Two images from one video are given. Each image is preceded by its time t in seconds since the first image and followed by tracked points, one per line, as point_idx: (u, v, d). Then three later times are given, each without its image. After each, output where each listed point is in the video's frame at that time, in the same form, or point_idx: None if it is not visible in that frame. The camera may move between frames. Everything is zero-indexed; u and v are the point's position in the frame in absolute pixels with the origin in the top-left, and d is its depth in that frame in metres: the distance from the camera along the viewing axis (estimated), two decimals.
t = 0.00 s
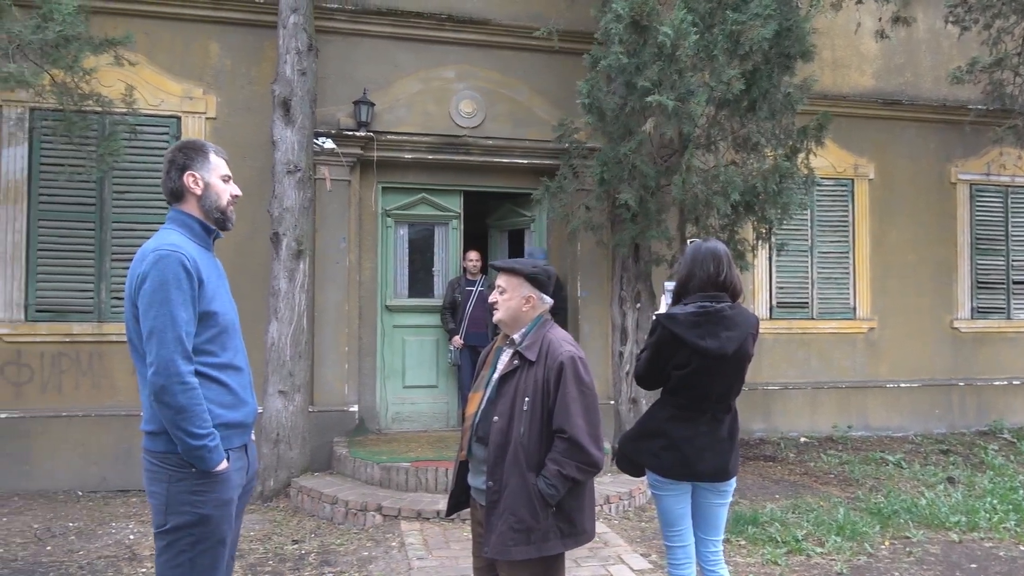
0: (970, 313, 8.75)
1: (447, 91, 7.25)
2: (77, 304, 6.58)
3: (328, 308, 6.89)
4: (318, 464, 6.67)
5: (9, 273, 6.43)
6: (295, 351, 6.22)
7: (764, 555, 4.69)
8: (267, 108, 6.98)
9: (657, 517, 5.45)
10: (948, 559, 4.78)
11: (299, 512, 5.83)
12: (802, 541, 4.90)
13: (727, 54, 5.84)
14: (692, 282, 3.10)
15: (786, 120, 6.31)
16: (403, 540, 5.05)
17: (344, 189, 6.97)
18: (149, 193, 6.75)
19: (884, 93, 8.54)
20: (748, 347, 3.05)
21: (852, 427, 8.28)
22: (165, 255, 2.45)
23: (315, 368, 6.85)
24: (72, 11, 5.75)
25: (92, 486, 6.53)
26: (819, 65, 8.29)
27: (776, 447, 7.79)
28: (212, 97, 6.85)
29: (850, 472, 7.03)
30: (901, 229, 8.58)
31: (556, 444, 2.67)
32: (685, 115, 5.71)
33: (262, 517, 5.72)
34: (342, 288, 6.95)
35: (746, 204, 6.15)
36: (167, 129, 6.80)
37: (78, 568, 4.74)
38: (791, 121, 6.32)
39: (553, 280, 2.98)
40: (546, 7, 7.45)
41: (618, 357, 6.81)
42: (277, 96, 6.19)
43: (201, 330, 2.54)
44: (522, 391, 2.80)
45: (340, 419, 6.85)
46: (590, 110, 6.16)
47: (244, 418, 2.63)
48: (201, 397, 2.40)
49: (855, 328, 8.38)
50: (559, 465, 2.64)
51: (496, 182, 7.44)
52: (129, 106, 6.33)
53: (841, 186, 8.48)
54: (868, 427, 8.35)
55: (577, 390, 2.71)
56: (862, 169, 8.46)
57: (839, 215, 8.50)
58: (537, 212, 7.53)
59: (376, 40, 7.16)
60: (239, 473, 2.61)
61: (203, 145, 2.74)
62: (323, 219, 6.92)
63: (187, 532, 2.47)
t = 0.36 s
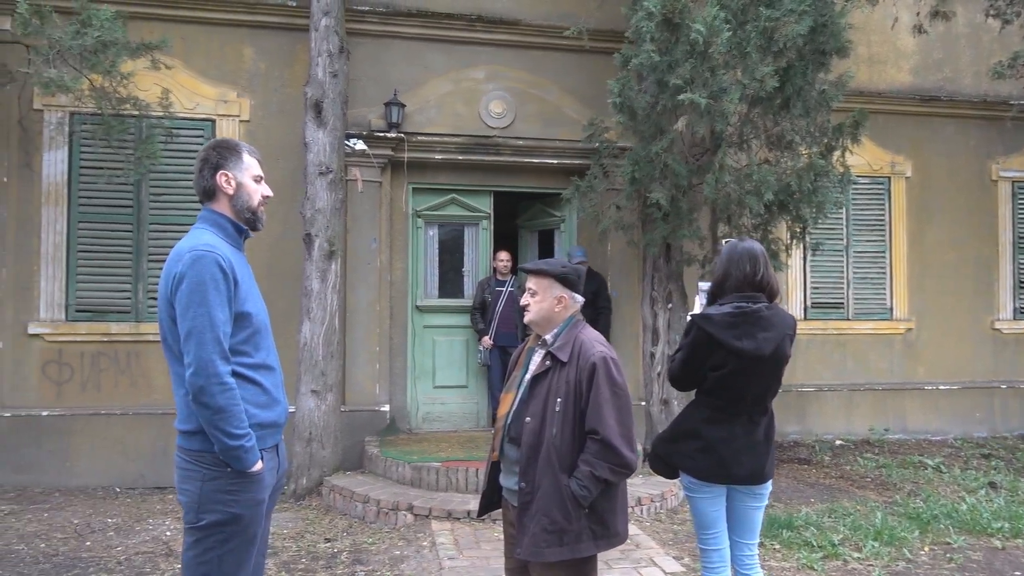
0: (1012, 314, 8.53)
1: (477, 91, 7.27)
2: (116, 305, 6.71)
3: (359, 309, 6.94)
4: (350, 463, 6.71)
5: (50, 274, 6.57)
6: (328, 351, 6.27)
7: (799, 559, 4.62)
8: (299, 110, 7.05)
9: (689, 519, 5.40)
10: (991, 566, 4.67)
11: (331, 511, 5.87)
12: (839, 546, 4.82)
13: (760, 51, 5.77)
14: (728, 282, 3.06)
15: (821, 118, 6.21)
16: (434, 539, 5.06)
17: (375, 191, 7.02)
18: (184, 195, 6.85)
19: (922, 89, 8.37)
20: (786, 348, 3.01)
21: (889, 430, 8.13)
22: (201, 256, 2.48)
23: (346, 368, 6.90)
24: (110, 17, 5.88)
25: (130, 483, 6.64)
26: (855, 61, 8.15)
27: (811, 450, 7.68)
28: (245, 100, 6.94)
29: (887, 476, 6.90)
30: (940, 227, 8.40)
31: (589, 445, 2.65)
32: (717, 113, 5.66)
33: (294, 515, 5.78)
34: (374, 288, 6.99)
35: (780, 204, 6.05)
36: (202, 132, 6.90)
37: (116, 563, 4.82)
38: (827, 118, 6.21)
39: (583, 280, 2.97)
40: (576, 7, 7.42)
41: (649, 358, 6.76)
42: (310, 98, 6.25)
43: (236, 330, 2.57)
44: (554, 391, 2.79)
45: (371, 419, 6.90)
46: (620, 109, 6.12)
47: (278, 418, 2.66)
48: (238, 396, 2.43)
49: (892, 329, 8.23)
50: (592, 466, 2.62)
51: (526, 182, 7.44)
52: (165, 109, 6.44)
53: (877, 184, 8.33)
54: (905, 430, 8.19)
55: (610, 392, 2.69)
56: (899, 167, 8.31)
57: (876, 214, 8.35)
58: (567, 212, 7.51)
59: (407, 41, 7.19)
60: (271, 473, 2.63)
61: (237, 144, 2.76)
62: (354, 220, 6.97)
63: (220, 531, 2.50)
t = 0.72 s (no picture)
0: None
1: (505, 92, 7.27)
2: (151, 306, 6.83)
3: (389, 310, 6.98)
4: (380, 463, 6.75)
5: (88, 276, 6.70)
6: (358, 352, 6.31)
7: (834, 563, 4.55)
8: (329, 113, 7.11)
9: (720, 522, 5.35)
10: None
11: (361, 511, 5.91)
12: (875, 550, 4.73)
13: (792, 47, 5.70)
14: (762, 282, 3.02)
15: (854, 115, 6.11)
16: (464, 540, 5.07)
17: (404, 192, 7.05)
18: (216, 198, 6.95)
19: (958, 84, 8.20)
20: (822, 349, 2.96)
21: (926, 432, 7.97)
22: (229, 258, 2.51)
23: (376, 369, 6.95)
24: (145, 23, 6.03)
25: (166, 481, 6.75)
26: (889, 57, 8.01)
27: (845, 452, 7.56)
28: (276, 104, 7.01)
29: (924, 479, 6.77)
30: (977, 225, 8.23)
31: (619, 447, 2.64)
32: (748, 111, 5.60)
33: (326, 514, 5.82)
34: (403, 290, 7.03)
35: (812, 202, 5.94)
36: (234, 136, 6.99)
37: (152, 560, 4.90)
38: (860, 115, 6.11)
39: (611, 280, 2.95)
40: (604, 6, 7.39)
41: (679, 359, 6.71)
42: (339, 101, 6.30)
43: (266, 332, 2.60)
44: (584, 393, 2.77)
45: (400, 419, 6.93)
46: (649, 108, 6.09)
47: (308, 419, 2.68)
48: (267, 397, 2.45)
49: (928, 329, 8.07)
50: (623, 468, 2.60)
51: (555, 183, 7.43)
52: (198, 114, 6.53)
53: (912, 181, 8.18)
54: (942, 432, 8.02)
55: (641, 393, 2.66)
56: (935, 164, 8.15)
57: (911, 212, 8.20)
58: (596, 212, 7.48)
59: (434, 43, 7.22)
60: (302, 473, 2.65)
61: (267, 146, 2.79)
62: (384, 222, 7.02)
63: (253, 531, 2.53)
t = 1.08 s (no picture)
0: None
1: (533, 94, 7.27)
2: (186, 307, 6.94)
3: (418, 311, 7.01)
4: (410, 464, 6.79)
5: (125, 278, 6.84)
6: (388, 353, 6.35)
7: (869, 570, 4.47)
8: (359, 117, 7.16)
9: (752, 526, 5.29)
10: None
11: (391, 511, 5.94)
12: (912, 557, 4.64)
13: (825, 45, 5.62)
14: (797, 284, 2.99)
15: (889, 113, 6.01)
16: (494, 541, 5.08)
17: (433, 195, 7.09)
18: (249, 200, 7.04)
19: (996, 81, 8.03)
20: (859, 352, 2.92)
21: (963, 437, 7.80)
22: (259, 253, 2.54)
23: (406, 369, 6.99)
24: (180, 29, 6.13)
25: (200, 480, 6.84)
26: (925, 54, 7.86)
27: (879, 456, 7.43)
28: (307, 107, 7.09)
29: (961, 485, 6.63)
30: (1017, 226, 8.05)
31: (650, 449, 2.62)
32: (780, 111, 5.54)
33: (356, 514, 5.87)
34: (432, 291, 7.06)
35: (846, 202, 5.86)
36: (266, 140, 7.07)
37: (187, 558, 4.98)
38: (895, 113, 6.01)
39: (643, 282, 2.94)
40: (633, 6, 7.36)
41: (710, 361, 6.66)
42: (370, 104, 6.35)
43: (298, 329, 2.62)
44: (615, 395, 2.76)
45: (430, 420, 6.96)
46: (679, 109, 6.05)
47: (340, 417, 2.69)
48: (293, 393, 2.47)
49: (966, 331, 7.91)
50: (652, 470, 2.59)
51: (583, 184, 7.41)
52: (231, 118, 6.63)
53: (948, 181, 8.03)
54: (980, 437, 7.85)
55: (672, 395, 2.65)
56: (972, 163, 8.00)
57: (947, 212, 8.04)
58: (624, 214, 7.45)
59: (463, 46, 7.24)
60: (333, 472, 2.66)
61: (294, 146, 2.82)
62: (414, 224, 7.05)
63: (281, 528, 2.55)
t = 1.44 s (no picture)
0: None
1: (568, 96, 7.26)
2: (227, 310, 7.06)
3: (454, 314, 7.05)
4: (447, 466, 6.81)
5: (169, 282, 6.99)
6: (424, 355, 6.39)
7: None
8: (395, 121, 7.22)
9: (793, 532, 5.21)
10: None
11: (428, 512, 5.98)
12: (960, 566, 4.53)
13: (867, 43, 5.54)
14: (840, 286, 2.94)
15: (934, 111, 5.88)
16: (531, 544, 5.08)
17: (469, 198, 7.12)
18: (289, 205, 7.14)
19: None
20: (904, 356, 2.86)
21: (1012, 443, 7.58)
22: (309, 256, 2.58)
23: (442, 371, 7.03)
24: (223, 38, 6.28)
25: (241, 480, 6.94)
26: (970, 50, 7.68)
27: (924, 462, 7.26)
28: (345, 112, 7.17)
29: (1011, 493, 6.45)
30: None
31: (691, 453, 2.60)
32: (820, 109, 5.45)
33: (394, 515, 5.91)
34: (468, 293, 7.09)
35: (889, 201, 5.75)
36: (305, 145, 7.17)
37: (229, 557, 5.06)
38: (940, 111, 5.88)
39: (684, 286, 2.92)
40: (669, 6, 7.31)
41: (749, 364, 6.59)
42: (406, 109, 6.40)
43: (344, 331, 2.66)
44: (655, 398, 2.74)
45: (466, 422, 6.98)
46: (717, 109, 5.99)
47: (383, 420, 2.72)
48: (340, 396, 2.50)
49: (1014, 334, 7.71)
50: (693, 474, 2.56)
51: (619, 186, 7.36)
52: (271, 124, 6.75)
53: (995, 179, 7.84)
54: None
55: (713, 399, 2.62)
56: (1020, 161, 7.81)
57: (995, 211, 7.84)
58: (661, 215, 7.39)
59: (499, 49, 7.26)
60: (375, 475, 2.69)
61: (347, 152, 2.86)
62: (449, 227, 7.10)
63: (324, 529, 2.58)
